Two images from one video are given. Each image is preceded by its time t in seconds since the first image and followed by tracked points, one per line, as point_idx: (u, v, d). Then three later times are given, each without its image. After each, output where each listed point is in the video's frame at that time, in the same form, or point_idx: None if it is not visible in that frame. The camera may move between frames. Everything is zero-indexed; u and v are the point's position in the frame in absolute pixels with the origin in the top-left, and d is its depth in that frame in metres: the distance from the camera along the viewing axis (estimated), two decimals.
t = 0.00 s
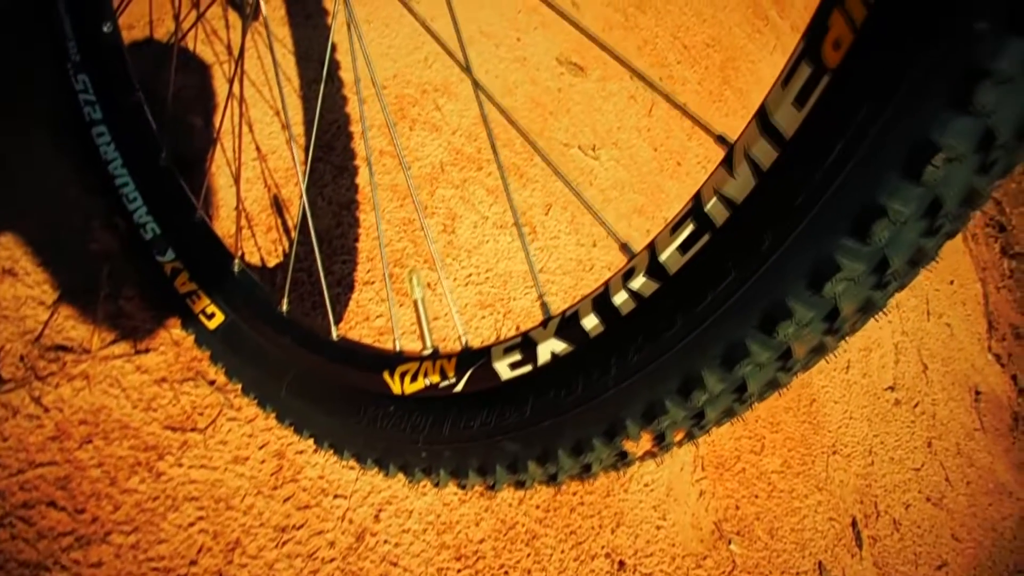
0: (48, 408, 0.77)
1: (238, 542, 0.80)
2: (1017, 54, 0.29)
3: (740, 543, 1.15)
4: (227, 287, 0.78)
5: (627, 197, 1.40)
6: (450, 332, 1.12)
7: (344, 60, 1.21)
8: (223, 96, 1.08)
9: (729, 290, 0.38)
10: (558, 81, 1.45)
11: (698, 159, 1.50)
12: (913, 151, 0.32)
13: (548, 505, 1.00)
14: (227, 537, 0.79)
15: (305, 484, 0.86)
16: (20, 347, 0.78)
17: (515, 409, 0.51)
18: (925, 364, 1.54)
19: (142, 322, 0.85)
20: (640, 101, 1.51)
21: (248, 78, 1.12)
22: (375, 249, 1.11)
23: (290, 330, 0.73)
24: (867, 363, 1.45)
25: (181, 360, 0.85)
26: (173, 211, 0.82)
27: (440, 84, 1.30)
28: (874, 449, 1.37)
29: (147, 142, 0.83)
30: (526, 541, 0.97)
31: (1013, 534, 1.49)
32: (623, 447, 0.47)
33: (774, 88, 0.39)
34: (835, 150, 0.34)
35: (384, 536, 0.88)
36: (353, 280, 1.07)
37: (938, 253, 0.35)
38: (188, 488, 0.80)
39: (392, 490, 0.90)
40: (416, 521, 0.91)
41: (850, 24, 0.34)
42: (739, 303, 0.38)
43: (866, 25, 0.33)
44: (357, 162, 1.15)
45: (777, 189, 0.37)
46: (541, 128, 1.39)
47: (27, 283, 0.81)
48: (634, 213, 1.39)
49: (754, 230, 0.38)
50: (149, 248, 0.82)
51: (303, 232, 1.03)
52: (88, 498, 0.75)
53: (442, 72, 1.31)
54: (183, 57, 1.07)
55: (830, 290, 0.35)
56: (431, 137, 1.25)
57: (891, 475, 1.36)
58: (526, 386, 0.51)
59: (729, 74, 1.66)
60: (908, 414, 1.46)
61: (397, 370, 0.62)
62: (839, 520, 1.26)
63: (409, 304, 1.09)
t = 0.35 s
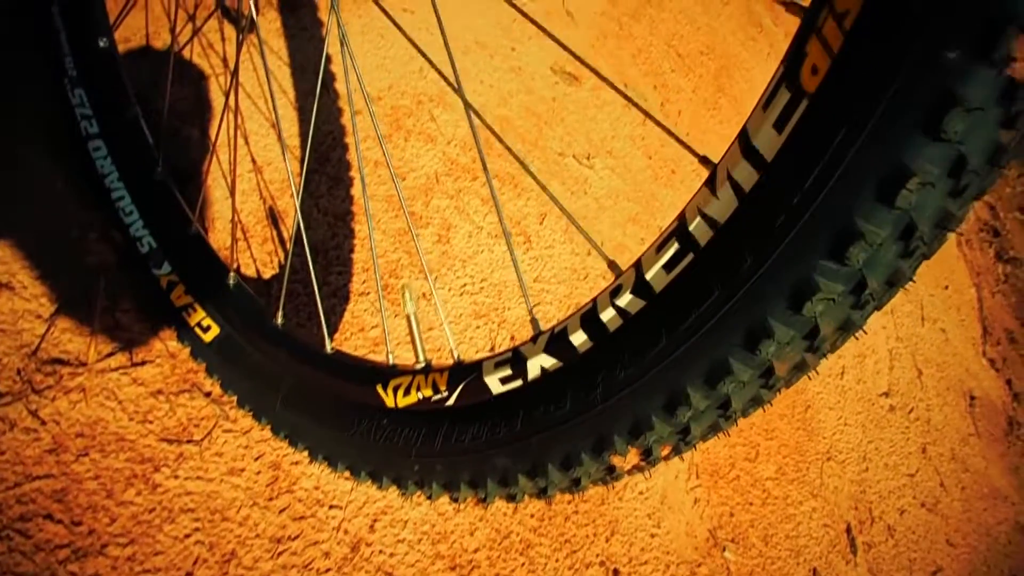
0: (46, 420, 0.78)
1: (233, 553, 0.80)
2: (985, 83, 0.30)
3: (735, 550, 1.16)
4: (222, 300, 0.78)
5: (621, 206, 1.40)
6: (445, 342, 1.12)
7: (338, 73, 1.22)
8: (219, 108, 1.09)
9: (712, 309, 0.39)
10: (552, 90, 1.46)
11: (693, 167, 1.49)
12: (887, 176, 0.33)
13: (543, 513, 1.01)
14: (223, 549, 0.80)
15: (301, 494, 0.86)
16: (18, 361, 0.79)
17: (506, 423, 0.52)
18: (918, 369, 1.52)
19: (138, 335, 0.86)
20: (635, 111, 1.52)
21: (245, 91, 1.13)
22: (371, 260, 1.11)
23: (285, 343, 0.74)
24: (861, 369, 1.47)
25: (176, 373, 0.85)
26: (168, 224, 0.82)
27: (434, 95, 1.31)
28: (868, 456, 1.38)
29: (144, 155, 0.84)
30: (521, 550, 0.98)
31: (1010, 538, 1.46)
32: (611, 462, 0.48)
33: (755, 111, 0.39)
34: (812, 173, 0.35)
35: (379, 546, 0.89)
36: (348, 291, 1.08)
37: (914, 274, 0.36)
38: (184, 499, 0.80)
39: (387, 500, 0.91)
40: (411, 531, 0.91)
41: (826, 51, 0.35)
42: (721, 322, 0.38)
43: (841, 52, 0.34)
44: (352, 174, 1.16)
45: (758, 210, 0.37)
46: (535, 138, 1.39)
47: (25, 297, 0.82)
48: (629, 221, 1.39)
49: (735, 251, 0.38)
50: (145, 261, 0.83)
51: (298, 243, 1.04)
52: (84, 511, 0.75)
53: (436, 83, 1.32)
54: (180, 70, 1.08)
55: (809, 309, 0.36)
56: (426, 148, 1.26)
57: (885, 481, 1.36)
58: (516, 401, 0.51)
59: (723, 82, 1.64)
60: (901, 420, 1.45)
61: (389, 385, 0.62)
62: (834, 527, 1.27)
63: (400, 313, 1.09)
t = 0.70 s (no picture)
0: (42, 434, 0.78)
1: (229, 566, 0.81)
2: (956, 116, 0.31)
3: (729, 559, 1.17)
4: (219, 314, 0.79)
5: (617, 216, 1.41)
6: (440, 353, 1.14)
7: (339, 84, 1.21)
8: (216, 121, 1.10)
9: (697, 331, 0.40)
10: (546, 100, 1.43)
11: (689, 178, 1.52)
12: (864, 203, 0.33)
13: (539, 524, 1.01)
14: (219, 561, 0.81)
15: (296, 506, 0.87)
16: (16, 374, 0.80)
17: (497, 440, 0.52)
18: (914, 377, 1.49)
19: (135, 349, 0.86)
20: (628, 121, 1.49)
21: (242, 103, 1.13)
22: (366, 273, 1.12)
23: (282, 356, 0.75)
24: (857, 376, 1.42)
25: (173, 386, 0.86)
26: (165, 239, 0.83)
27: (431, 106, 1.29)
28: (862, 464, 1.36)
29: (142, 169, 0.85)
30: (514, 561, 0.99)
31: (1003, 545, 1.52)
32: (599, 479, 0.49)
33: (737, 139, 0.41)
34: (792, 201, 0.36)
35: (374, 558, 0.89)
36: (344, 303, 1.09)
37: (892, 298, 0.37)
38: (180, 512, 0.81)
39: (381, 511, 0.91)
40: (405, 542, 0.92)
41: (805, 82, 0.36)
42: (705, 344, 0.39)
43: (818, 84, 0.35)
44: (348, 186, 1.16)
45: (740, 235, 0.38)
46: (530, 148, 1.38)
47: (22, 310, 0.83)
48: (623, 230, 1.41)
49: (719, 275, 0.39)
50: (142, 274, 0.84)
51: (293, 257, 1.05)
52: (81, 524, 0.76)
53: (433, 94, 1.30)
54: (177, 83, 1.09)
55: (790, 333, 0.37)
56: (421, 160, 1.25)
57: (880, 489, 1.36)
58: (507, 418, 0.52)
59: (718, 91, 1.63)
60: (896, 427, 1.43)
61: (382, 400, 0.64)
62: (828, 535, 1.28)
63: (391, 324, 1.11)
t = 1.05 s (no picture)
0: (40, 451, 0.79)
1: None
2: (931, 153, 0.32)
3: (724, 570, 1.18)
4: (214, 331, 0.80)
5: (612, 226, 1.40)
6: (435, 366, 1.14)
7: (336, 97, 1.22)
8: (213, 136, 1.11)
9: (683, 357, 0.40)
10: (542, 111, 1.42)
11: (682, 188, 1.47)
12: (842, 236, 0.34)
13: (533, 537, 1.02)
14: None
15: (292, 520, 0.87)
16: (13, 392, 0.80)
17: (489, 459, 0.53)
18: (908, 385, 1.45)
19: (132, 364, 0.87)
20: (624, 131, 1.45)
21: (239, 118, 1.13)
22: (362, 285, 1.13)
23: (277, 374, 0.76)
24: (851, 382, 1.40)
25: (169, 401, 0.86)
26: (162, 256, 0.84)
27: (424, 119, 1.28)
28: (858, 472, 1.35)
29: (139, 187, 0.86)
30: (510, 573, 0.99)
31: (999, 552, 1.46)
32: (589, 500, 0.49)
33: (721, 168, 0.41)
34: (773, 231, 0.36)
35: (370, 571, 0.90)
36: (340, 316, 1.10)
37: (873, 327, 0.38)
38: (177, 527, 0.82)
39: (378, 525, 0.91)
40: (402, 556, 0.92)
41: (785, 115, 0.37)
42: (691, 370, 0.40)
43: (798, 118, 0.36)
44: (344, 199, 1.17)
45: (723, 264, 0.39)
46: (526, 159, 1.37)
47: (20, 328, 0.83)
48: (619, 240, 1.39)
49: (704, 302, 0.40)
50: (138, 291, 0.84)
51: (288, 272, 1.05)
52: (78, 540, 0.78)
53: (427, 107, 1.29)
54: (174, 98, 1.09)
55: (773, 360, 0.38)
56: (418, 172, 1.26)
57: (875, 497, 1.35)
58: (499, 438, 0.53)
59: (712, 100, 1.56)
60: (891, 435, 1.40)
61: (377, 418, 0.64)
62: (823, 544, 1.28)
63: (385, 335, 1.11)
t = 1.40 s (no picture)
0: (36, 470, 0.80)
1: None
2: (908, 191, 0.33)
3: None
4: (209, 349, 0.80)
5: (606, 237, 1.33)
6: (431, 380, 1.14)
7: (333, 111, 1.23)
8: (210, 151, 1.11)
9: (671, 384, 0.41)
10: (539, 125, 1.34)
11: (678, 196, 1.38)
12: (824, 270, 0.35)
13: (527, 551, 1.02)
14: None
15: (288, 536, 0.87)
16: (9, 411, 0.81)
17: (482, 481, 0.54)
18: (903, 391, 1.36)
19: (127, 381, 0.87)
20: (620, 141, 1.39)
21: (237, 133, 1.14)
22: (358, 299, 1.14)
23: (272, 392, 0.76)
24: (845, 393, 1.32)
25: (165, 418, 0.87)
26: (160, 273, 0.84)
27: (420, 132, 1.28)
28: (854, 481, 1.28)
29: (135, 205, 0.87)
30: None
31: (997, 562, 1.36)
32: (580, 522, 0.50)
33: (708, 199, 0.42)
34: (757, 264, 0.37)
35: None
36: (336, 331, 1.11)
37: (855, 357, 0.38)
38: (172, 545, 0.82)
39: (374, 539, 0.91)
40: (397, 571, 0.91)
41: (769, 149, 0.38)
42: (678, 397, 0.41)
43: (780, 154, 0.36)
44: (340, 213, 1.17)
45: (709, 294, 0.40)
46: (521, 172, 1.32)
47: (17, 345, 0.84)
48: (614, 252, 1.32)
49: (691, 331, 0.40)
50: (135, 307, 0.84)
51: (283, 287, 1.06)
52: (74, 559, 0.78)
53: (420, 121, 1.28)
54: (171, 114, 1.10)
55: (758, 389, 0.38)
56: (414, 185, 1.25)
57: (872, 506, 1.28)
58: (491, 459, 0.54)
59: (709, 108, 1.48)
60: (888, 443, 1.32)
61: (372, 437, 0.65)
62: (819, 554, 1.22)
63: (378, 349, 1.12)
